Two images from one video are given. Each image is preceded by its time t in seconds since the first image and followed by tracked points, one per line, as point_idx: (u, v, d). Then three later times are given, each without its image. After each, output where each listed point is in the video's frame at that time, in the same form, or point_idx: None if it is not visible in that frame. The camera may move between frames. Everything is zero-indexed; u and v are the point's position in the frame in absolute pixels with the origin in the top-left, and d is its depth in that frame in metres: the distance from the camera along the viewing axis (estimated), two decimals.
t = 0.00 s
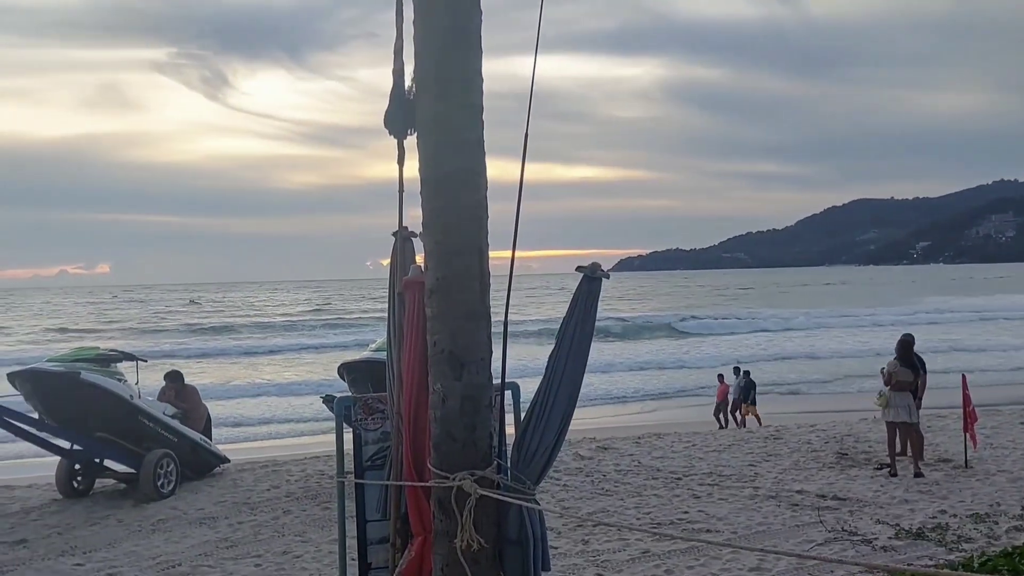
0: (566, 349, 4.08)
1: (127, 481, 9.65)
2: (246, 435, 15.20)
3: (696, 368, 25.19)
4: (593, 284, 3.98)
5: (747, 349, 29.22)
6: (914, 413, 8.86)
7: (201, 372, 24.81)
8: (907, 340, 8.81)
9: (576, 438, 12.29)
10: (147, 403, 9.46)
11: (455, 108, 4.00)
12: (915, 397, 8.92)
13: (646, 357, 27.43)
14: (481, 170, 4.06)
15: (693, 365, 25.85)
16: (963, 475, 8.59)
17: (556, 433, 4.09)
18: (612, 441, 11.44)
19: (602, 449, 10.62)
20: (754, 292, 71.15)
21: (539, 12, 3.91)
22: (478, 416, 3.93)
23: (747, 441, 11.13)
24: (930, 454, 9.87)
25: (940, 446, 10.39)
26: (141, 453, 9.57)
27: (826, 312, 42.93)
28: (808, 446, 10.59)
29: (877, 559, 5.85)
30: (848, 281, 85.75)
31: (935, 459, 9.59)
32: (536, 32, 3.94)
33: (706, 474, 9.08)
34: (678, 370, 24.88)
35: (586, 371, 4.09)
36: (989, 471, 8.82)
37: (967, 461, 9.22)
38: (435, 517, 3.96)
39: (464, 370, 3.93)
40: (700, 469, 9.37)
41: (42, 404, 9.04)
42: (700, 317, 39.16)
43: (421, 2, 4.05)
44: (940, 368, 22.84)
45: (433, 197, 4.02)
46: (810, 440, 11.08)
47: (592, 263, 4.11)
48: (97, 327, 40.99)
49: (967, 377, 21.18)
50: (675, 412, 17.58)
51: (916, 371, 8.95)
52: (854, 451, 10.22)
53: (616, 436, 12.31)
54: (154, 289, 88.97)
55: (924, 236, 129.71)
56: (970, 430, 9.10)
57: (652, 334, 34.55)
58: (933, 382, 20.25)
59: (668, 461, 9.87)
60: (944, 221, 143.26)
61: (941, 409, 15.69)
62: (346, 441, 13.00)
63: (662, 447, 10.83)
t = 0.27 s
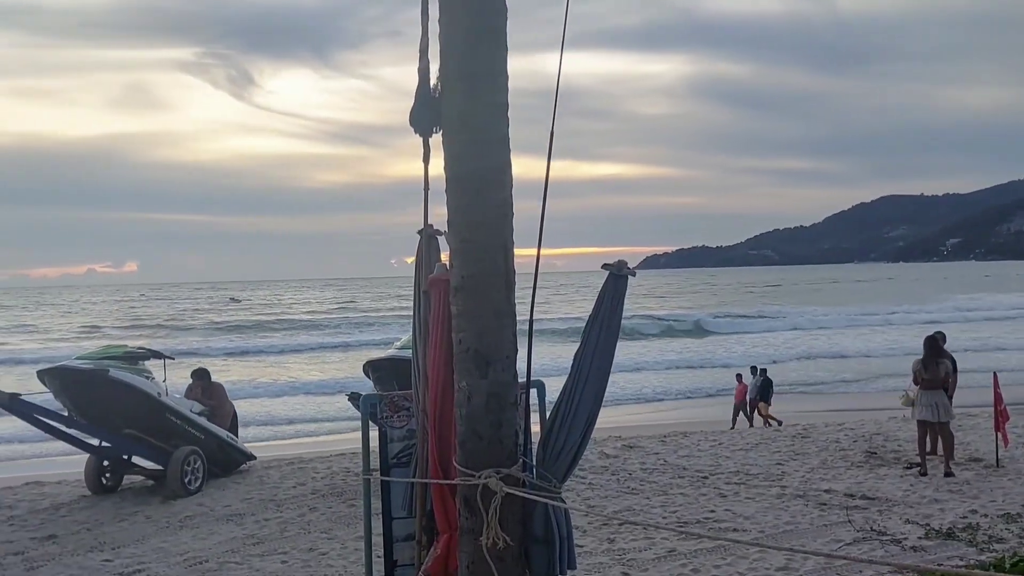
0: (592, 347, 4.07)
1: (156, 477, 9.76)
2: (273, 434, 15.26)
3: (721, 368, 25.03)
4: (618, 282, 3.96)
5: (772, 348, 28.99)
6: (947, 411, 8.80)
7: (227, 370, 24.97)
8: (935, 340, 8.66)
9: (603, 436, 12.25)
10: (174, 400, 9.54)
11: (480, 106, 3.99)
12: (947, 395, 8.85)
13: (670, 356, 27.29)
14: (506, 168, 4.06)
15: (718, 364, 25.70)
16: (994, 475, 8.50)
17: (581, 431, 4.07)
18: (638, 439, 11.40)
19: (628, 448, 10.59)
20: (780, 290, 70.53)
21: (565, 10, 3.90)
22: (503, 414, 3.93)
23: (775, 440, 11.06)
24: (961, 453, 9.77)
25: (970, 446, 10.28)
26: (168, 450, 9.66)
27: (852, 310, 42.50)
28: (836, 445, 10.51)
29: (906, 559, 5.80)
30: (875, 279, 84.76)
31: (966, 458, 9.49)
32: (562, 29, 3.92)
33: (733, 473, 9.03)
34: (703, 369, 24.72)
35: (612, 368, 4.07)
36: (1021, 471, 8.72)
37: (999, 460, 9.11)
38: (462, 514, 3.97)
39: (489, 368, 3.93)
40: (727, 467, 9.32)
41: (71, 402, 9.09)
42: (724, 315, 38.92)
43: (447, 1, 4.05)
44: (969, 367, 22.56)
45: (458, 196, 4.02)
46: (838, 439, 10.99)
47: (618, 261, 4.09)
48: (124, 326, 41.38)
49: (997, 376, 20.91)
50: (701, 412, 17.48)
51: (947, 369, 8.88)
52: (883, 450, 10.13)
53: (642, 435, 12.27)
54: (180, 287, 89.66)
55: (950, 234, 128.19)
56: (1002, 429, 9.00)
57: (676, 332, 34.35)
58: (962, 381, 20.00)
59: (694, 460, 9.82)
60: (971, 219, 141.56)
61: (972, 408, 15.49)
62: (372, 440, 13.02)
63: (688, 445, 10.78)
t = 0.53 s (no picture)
0: (616, 344, 4.05)
1: (180, 474, 9.82)
2: (297, 432, 15.30)
3: (743, 367, 24.90)
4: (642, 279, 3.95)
5: (794, 347, 28.80)
6: (974, 411, 8.72)
7: (250, 369, 25.08)
8: (960, 338, 8.60)
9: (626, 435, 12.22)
10: (199, 397, 9.60)
11: (503, 104, 3.98)
12: (975, 393, 8.77)
13: (691, 356, 27.16)
14: (528, 165, 4.05)
15: (740, 364, 25.56)
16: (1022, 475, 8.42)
17: (604, 430, 4.06)
18: (660, 438, 11.37)
19: (651, 447, 10.56)
20: (801, 288, 70.01)
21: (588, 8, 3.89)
22: (526, 413, 3.92)
23: (799, 438, 11.00)
24: (988, 452, 9.68)
25: (997, 445, 10.19)
26: (192, 447, 9.74)
27: (874, 309, 42.14)
28: (861, 444, 10.44)
29: (933, 559, 5.76)
30: (896, 278, 84.01)
31: (994, 457, 9.41)
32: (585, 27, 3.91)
33: (757, 472, 8.99)
34: (725, 369, 24.59)
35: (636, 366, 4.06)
36: None
37: None
38: (485, 512, 3.96)
39: (512, 366, 3.92)
40: (751, 466, 9.28)
41: (97, 399, 9.15)
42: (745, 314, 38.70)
43: None
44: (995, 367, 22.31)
45: (481, 194, 4.01)
46: (864, 437, 10.92)
47: (642, 258, 4.07)
48: (146, 325, 41.66)
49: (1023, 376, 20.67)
50: (725, 412, 17.39)
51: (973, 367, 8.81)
52: (910, 449, 10.05)
53: (665, 434, 12.24)
54: (201, 286, 90.20)
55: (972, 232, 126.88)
56: None
57: (697, 331, 34.19)
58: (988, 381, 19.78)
59: (718, 459, 9.78)
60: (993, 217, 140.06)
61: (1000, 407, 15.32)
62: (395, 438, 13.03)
63: (712, 444, 10.74)
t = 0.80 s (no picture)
0: (639, 341, 4.04)
1: (204, 472, 9.86)
2: (320, 430, 15.32)
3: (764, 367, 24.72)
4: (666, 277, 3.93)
5: (816, 347, 28.57)
6: (1000, 410, 8.67)
7: (271, 368, 25.15)
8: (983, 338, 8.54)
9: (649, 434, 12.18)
10: (223, 395, 9.64)
11: (525, 102, 3.97)
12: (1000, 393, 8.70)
13: (712, 355, 27.00)
14: (551, 163, 4.03)
15: (761, 364, 25.37)
16: None
17: (628, 428, 4.04)
18: (684, 436, 11.33)
19: (674, 445, 10.54)
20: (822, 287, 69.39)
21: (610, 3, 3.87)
22: (549, 411, 3.91)
23: (824, 437, 10.95)
24: (1016, 453, 9.59)
25: None
26: (217, 445, 9.79)
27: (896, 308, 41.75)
28: (887, 443, 10.38)
29: (960, 559, 5.74)
30: (917, 276, 83.15)
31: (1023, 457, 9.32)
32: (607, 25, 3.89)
33: (781, 471, 8.94)
34: (747, 369, 24.42)
35: (659, 365, 4.03)
36: None
37: None
38: (508, 511, 3.96)
39: (535, 364, 3.91)
40: (776, 465, 9.24)
41: (121, 397, 9.20)
42: (765, 313, 38.43)
43: None
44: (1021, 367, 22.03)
45: (502, 192, 4.00)
46: (890, 436, 10.85)
47: (665, 256, 4.06)
48: (167, 324, 41.87)
49: None
50: (749, 411, 17.26)
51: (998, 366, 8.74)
52: (936, 448, 9.98)
53: (689, 432, 12.21)
54: (221, 285, 90.58)
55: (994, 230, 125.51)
56: None
57: (717, 330, 33.98)
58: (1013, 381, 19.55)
59: (742, 458, 9.74)
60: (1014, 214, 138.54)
61: None
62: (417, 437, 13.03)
63: (736, 442, 10.69)
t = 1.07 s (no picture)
0: (665, 339, 4.02)
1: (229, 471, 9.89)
2: (344, 429, 15.33)
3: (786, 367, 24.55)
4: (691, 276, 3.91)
5: (838, 346, 28.34)
6: None
7: (292, 367, 25.20)
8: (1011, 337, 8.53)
9: (673, 433, 12.14)
10: (247, 393, 9.68)
11: (548, 101, 3.96)
12: None
13: (734, 355, 26.84)
14: (574, 162, 4.01)
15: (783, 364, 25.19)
16: None
17: (653, 427, 4.02)
18: (709, 435, 11.29)
19: (698, 445, 10.50)
20: (843, 285, 68.80)
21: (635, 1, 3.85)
22: (573, 410, 3.90)
23: (851, 437, 10.88)
24: None
25: None
26: (241, 443, 9.84)
27: (919, 307, 41.34)
28: (914, 443, 10.31)
29: (988, 560, 5.72)
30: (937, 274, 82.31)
31: None
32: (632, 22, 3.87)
33: (806, 471, 8.91)
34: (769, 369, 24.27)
35: (684, 364, 4.02)
36: None
37: None
38: (533, 510, 3.95)
39: (559, 364, 3.90)
40: (801, 465, 9.20)
41: (147, 394, 9.29)
42: (786, 312, 38.17)
43: None
44: None
45: (526, 191, 3.99)
46: (917, 436, 10.76)
47: (691, 255, 4.04)
48: (188, 322, 42.07)
49: None
50: (775, 412, 17.14)
51: None
52: (964, 448, 9.90)
53: (713, 431, 12.16)
54: (241, 284, 91.03)
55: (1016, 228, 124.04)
56: None
57: (738, 330, 33.78)
58: None
59: (767, 458, 9.70)
60: None
61: None
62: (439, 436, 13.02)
63: (761, 442, 10.65)
